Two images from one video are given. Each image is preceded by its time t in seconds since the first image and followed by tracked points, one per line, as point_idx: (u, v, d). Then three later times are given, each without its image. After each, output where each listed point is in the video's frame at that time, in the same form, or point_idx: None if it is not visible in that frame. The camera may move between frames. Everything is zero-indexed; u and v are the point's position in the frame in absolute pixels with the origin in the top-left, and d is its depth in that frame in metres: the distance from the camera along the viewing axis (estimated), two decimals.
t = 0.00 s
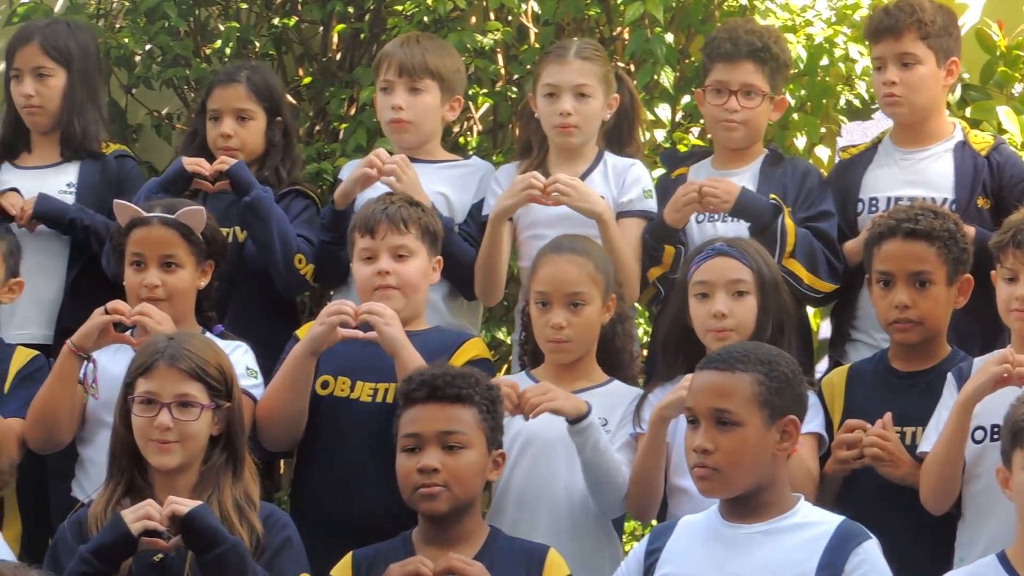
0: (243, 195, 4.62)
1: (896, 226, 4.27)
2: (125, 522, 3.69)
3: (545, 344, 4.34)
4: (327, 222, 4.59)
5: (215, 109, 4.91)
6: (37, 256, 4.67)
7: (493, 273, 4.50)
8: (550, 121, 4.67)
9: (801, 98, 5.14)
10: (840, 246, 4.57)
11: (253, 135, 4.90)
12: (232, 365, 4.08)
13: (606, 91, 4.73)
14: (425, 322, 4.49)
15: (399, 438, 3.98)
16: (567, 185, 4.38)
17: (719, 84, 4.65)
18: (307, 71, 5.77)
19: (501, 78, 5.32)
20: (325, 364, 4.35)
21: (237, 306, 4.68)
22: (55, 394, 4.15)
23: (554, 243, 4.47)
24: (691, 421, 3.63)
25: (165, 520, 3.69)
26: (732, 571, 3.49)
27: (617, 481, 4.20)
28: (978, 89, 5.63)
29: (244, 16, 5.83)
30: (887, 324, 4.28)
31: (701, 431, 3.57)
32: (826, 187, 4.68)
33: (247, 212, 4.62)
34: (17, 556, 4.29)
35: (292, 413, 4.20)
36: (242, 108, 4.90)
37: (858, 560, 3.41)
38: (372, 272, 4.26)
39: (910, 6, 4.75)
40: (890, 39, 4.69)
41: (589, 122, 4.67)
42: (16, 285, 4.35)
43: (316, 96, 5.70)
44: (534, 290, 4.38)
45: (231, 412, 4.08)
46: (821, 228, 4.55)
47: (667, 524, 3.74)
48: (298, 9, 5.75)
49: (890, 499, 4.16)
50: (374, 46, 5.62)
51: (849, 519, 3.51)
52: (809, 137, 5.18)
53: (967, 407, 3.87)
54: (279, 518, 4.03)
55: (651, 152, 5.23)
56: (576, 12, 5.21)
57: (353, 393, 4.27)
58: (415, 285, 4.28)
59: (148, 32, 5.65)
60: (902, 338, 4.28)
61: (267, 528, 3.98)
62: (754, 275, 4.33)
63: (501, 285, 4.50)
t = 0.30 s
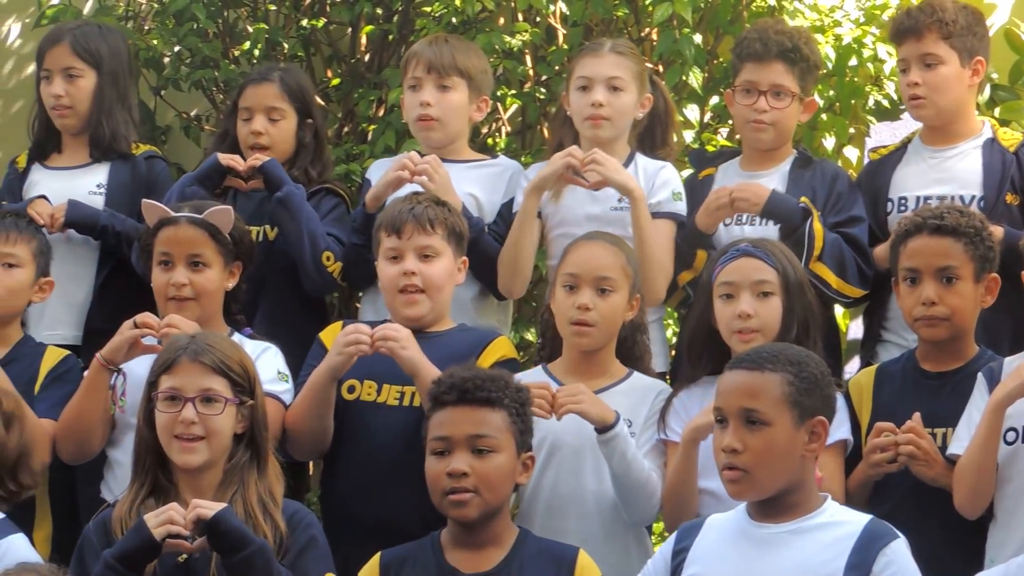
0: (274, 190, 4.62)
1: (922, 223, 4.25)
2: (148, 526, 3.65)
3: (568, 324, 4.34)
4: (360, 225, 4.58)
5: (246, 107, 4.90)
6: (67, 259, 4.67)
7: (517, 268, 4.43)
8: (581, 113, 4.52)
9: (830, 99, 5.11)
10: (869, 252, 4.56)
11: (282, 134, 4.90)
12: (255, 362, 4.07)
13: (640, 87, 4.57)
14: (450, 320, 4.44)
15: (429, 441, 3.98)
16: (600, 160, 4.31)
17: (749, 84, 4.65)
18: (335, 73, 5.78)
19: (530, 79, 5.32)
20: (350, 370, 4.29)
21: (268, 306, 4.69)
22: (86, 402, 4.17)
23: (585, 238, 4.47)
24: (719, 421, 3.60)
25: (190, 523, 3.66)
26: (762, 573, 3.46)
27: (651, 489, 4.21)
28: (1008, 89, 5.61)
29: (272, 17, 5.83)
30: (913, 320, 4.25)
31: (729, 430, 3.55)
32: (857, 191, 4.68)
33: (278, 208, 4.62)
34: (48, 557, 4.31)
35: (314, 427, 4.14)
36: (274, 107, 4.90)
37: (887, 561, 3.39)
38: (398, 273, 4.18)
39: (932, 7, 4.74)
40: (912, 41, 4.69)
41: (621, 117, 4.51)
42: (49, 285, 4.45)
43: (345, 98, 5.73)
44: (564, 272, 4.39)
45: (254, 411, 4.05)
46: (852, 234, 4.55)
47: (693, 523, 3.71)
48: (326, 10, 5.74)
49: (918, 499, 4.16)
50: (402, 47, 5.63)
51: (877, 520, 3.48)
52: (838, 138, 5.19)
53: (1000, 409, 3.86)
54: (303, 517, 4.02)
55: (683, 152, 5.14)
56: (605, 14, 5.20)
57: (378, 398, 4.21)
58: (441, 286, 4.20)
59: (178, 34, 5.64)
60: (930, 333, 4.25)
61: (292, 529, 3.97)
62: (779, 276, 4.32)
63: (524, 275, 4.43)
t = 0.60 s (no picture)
0: (305, 184, 4.58)
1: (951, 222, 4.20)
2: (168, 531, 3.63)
3: (599, 328, 4.32)
4: (388, 241, 4.54)
5: (284, 103, 4.79)
6: (99, 262, 4.68)
7: (550, 267, 4.41)
8: (614, 117, 4.55)
9: (860, 105, 5.18)
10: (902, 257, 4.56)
11: (321, 130, 4.79)
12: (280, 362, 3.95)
13: (672, 93, 4.59)
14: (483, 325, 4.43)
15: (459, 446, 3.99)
16: (636, 158, 4.37)
17: (780, 88, 4.67)
18: (366, 77, 5.79)
19: (560, 83, 5.31)
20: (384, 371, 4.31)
21: (297, 303, 4.58)
22: (117, 415, 4.18)
23: (615, 240, 4.47)
24: (748, 425, 3.58)
25: (208, 528, 3.61)
26: (787, 574, 3.44)
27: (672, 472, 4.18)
28: None
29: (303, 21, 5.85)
30: (942, 319, 4.20)
31: (758, 435, 3.53)
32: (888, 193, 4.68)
33: (308, 201, 4.57)
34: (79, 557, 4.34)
35: (354, 421, 4.12)
36: (311, 101, 4.79)
37: (915, 565, 3.35)
38: (430, 276, 4.19)
39: (959, 12, 4.71)
40: (936, 48, 4.68)
41: (654, 122, 4.53)
42: (78, 287, 4.46)
43: (375, 102, 5.73)
44: (594, 275, 4.37)
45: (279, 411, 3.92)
46: (884, 238, 4.54)
47: (721, 528, 3.69)
48: (357, 14, 5.76)
49: (949, 502, 4.11)
50: (433, 51, 5.65)
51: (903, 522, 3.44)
52: (869, 142, 5.16)
53: None
54: (326, 514, 3.89)
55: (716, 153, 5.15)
56: (636, 18, 5.23)
57: (411, 399, 4.23)
58: (472, 288, 4.21)
59: (208, 37, 5.63)
60: (960, 333, 4.20)
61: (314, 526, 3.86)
62: (807, 279, 4.33)
63: (562, 272, 4.40)
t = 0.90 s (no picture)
0: (335, 187, 4.56)
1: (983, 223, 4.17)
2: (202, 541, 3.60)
3: (631, 341, 4.29)
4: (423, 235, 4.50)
5: (314, 103, 4.82)
6: (132, 266, 4.69)
7: (581, 272, 4.38)
8: (644, 121, 4.53)
9: (894, 107, 5.16)
10: (936, 265, 4.55)
11: (351, 132, 4.79)
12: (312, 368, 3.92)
13: (703, 97, 4.58)
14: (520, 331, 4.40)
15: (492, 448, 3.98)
16: (668, 161, 4.35)
17: (815, 91, 4.68)
18: (398, 80, 5.79)
19: (592, 86, 5.28)
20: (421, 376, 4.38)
21: (328, 304, 4.56)
22: (152, 419, 4.18)
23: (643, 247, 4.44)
24: (778, 432, 3.54)
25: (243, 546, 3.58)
26: None
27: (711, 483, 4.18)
28: None
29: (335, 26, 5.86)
30: (974, 319, 4.17)
31: (789, 441, 3.49)
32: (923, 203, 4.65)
33: (338, 204, 4.54)
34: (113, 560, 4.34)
35: (388, 427, 4.17)
36: (343, 102, 4.80)
37: (948, 568, 3.31)
38: (465, 283, 4.22)
39: (991, 16, 4.69)
40: (968, 54, 4.68)
41: (684, 126, 4.51)
42: (111, 286, 4.47)
43: (407, 105, 5.72)
44: (622, 289, 4.33)
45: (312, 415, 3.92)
46: (918, 244, 4.52)
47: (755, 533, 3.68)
48: (389, 18, 5.75)
49: (982, 506, 4.08)
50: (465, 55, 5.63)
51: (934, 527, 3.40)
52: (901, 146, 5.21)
53: None
54: (362, 521, 3.88)
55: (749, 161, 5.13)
56: (668, 21, 5.22)
57: (448, 402, 4.30)
58: (507, 294, 4.23)
59: (241, 42, 5.62)
60: (991, 335, 4.17)
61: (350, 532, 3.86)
62: (836, 284, 4.31)
63: (592, 277, 4.37)
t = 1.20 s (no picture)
0: (361, 192, 4.50)
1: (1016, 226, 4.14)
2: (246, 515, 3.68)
3: (660, 329, 4.26)
4: (468, 243, 4.52)
5: (359, 108, 4.82)
6: (166, 269, 4.69)
7: (620, 277, 4.40)
8: (678, 127, 4.50)
9: (930, 109, 5.17)
10: (971, 264, 4.53)
11: (384, 143, 4.80)
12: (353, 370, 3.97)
13: (736, 100, 4.53)
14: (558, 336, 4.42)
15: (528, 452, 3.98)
16: (699, 168, 4.29)
17: (847, 94, 4.66)
18: (433, 84, 5.79)
19: (627, 89, 5.31)
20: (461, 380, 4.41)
21: (359, 309, 4.54)
22: (188, 412, 4.19)
23: (679, 245, 4.42)
24: (820, 431, 3.52)
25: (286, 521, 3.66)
26: None
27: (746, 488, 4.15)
28: None
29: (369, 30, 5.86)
30: (1006, 324, 4.15)
31: (831, 439, 3.47)
32: (956, 201, 4.63)
33: (364, 209, 4.49)
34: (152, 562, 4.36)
35: (428, 428, 4.21)
36: (384, 118, 4.81)
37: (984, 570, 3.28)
38: (508, 284, 4.27)
39: None
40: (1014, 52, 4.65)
41: (718, 131, 4.47)
42: (145, 287, 4.48)
43: (443, 108, 5.71)
44: (658, 277, 4.33)
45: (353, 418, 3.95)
46: (953, 244, 4.49)
47: (790, 535, 3.63)
48: (424, 21, 5.75)
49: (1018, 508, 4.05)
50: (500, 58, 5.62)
51: (971, 530, 3.37)
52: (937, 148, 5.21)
53: None
54: (401, 526, 3.92)
55: (782, 163, 5.14)
56: (702, 24, 5.15)
57: (486, 405, 4.33)
58: (548, 297, 4.27)
59: (275, 46, 5.66)
60: None
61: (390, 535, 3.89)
62: (872, 285, 4.29)
63: (627, 293, 4.40)
